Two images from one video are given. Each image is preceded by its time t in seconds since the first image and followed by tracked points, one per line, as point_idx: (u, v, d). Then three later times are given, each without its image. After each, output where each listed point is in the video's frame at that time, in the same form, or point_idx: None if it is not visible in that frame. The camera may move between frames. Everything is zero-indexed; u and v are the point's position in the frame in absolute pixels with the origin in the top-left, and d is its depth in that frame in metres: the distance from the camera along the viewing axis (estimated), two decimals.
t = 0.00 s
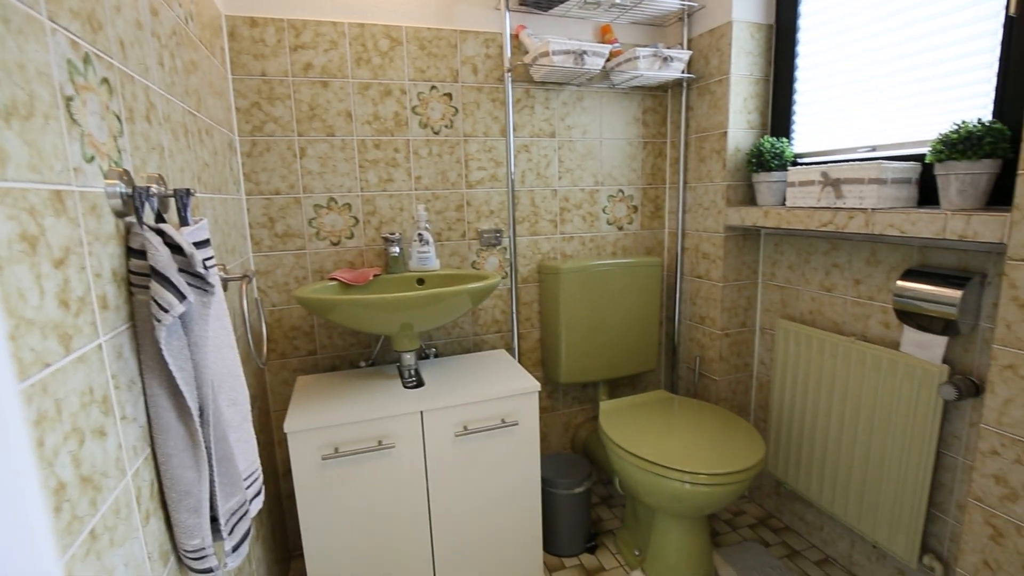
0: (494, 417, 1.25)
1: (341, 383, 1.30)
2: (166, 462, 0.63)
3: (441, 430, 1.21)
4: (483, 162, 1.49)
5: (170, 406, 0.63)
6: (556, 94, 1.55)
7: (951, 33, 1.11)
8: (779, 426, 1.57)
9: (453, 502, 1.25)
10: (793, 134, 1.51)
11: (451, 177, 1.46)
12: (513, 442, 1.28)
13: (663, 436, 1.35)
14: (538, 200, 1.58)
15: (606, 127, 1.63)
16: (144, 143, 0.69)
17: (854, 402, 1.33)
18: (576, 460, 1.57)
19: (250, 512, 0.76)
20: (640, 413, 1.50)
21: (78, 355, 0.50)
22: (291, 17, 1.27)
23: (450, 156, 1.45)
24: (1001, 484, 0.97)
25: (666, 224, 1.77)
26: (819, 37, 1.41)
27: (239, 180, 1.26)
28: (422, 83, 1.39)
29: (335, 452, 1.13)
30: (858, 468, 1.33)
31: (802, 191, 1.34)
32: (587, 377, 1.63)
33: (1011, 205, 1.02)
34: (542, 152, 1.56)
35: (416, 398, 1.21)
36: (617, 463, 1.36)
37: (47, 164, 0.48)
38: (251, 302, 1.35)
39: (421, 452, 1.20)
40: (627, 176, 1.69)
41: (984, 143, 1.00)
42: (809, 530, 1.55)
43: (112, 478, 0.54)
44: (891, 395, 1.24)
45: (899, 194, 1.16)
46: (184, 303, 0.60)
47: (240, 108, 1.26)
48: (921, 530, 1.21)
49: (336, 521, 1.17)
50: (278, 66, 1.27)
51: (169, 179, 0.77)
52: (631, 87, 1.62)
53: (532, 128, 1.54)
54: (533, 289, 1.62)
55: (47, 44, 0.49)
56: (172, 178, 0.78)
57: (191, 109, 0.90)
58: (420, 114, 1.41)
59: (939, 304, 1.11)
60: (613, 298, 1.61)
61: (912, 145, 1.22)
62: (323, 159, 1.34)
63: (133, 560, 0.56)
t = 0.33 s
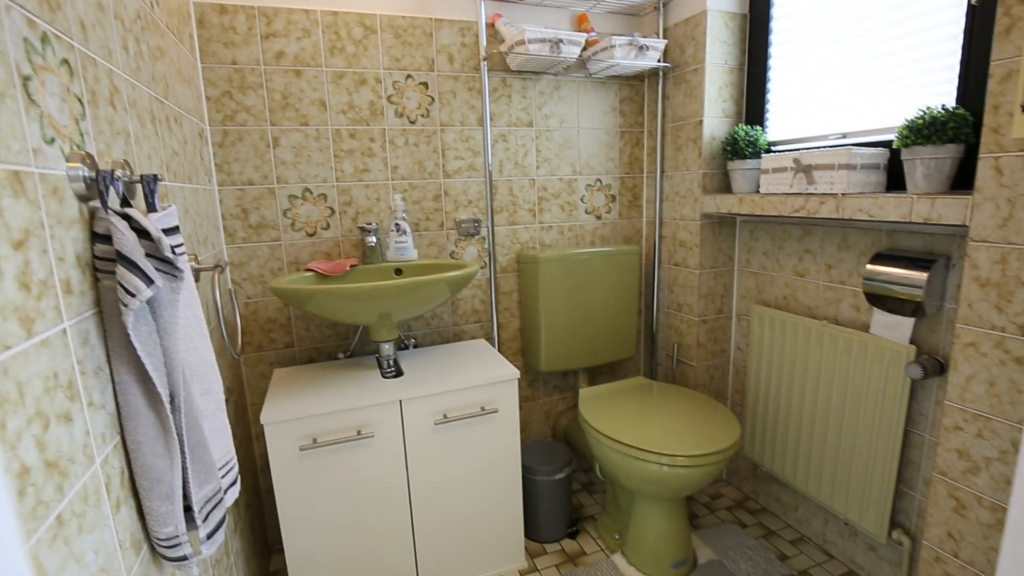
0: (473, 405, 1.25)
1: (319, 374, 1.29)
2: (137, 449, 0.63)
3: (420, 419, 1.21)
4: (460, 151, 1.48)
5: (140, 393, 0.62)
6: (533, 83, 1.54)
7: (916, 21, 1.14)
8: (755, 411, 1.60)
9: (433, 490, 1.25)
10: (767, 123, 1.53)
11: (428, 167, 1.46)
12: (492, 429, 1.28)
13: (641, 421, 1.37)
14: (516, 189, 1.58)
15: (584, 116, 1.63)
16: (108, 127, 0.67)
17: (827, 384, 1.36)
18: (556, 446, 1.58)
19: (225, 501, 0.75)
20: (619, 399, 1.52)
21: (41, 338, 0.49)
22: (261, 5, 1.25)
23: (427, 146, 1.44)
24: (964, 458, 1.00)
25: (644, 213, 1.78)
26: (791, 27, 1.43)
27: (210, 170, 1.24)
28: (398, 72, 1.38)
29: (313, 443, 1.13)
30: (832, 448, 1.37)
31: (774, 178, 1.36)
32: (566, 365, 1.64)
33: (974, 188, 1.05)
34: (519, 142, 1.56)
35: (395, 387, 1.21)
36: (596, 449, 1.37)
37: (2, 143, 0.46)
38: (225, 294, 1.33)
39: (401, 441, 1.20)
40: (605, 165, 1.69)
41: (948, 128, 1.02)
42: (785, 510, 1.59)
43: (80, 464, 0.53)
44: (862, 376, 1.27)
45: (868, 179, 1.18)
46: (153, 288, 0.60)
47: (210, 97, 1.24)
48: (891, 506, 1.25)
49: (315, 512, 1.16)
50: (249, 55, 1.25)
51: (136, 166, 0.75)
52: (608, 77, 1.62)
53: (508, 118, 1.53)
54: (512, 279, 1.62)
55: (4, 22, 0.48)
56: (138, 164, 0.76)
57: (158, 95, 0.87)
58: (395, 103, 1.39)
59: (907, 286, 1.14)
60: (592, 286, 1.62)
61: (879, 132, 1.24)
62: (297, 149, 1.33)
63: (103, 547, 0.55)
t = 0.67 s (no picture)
0: (459, 390, 1.26)
1: (303, 361, 1.29)
2: (115, 429, 0.63)
3: (405, 405, 1.21)
4: (443, 138, 1.48)
5: (117, 372, 0.62)
6: (517, 69, 1.54)
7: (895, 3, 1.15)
8: (739, 394, 1.62)
9: (420, 475, 1.26)
10: (749, 108, 1.54)
11: (411, 154, 1.45)
12: (478, 414, 1.29)
13: (626, 404, 1.38)
14: (501, 176, 1.58)
15: (568, 102, 1.63)
16: (79, 106, 0.67)
17: (808, 366, 1.38)
18: (543, 431, 1.59)
19: (206, 484, 0.75)
20: (605, 384, 1.53)
21: (13, 314, 0.49)
22: None
23: (410, 132, 1.44)
24: (939, 433, 1.02)
25: (629, 200, 1.79)
26: (773, 11, 1.44)
27: (188, 157, 1.23)
28: (379, 57, 1.37)
29: (297, 429, 1.12)
30: (813, 428, 1.39)
31: (756, 162, 1.37)
32: (552, 352, 1.65)
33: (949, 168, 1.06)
34: (503, 128, 1.56)
35: (379, 373, 1.21)
36: (582, 432, 1.38)
37: None
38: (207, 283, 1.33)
39: (386, 426, 1.20)
40: (589, 152, 1.69)
41: (924, 109, 1.04)
42: (769, 491, 1.61)
43: (56, 441, 0.53)
44: (842, 356, 1.29)
45: (848, 162, 1.19)
46: (127, 266, 0.59)
47: (187, 82, 1.23)
48: (870, 483, 1.27)
49: (301, 498, 1.17)
50: (227, 39, 1.24)
51: (109, 148, 0.74)
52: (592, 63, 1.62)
53: (492, 104, 1.53)
54: (497, 266, 1.63)
55: None
56: (112, 146, 0.75)
57: (132, 77, 0.86)
58: (377, 89, 1.39)
59: (885, 267, 1.16)
60: (577, 273, 1.62)
61: (859, 114, 1.26)
62: (277, 136, 1.32)
63: (81, 525, 0.55)
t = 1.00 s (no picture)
0: (450, 372, 1.26)
1: (295, 346, 1.29)
2: (100, 402, 0.63)
3: (397, 388, 1.21)
4: (433, 122, 1.48)
5: (101, 344, 0.62)
6: (507, 52, 1.53)
7: None
8: (732, 377, 1.63)
9: (413, 459, 1.26)
10: (740, 90, 1.53)
11: (401, 138, 1.45)
12: (469, 397, 1.29)
13: (619, 387, 1.38)
14: (492, 161, 1.58)
15: (559, 86, 1.62)
16: (58, 82, 0.66)
17: (801, 348, 1.38)
18: (535, 415, 1.60)
19: (193, 459, 0.76)
20: (598, 367, 1.53)
21: None
22: None
23: (399, 116, 1.43)
24: (928, 410, 1.03)
25: (622, 185, 1.79)
26: None
27: (175, 141, 1.23)
28: (367, 40, 1.37)
29: (288, 412, 1.13)
30: (806, 410, 1.39)
31: (746, 143, 1.36)
32: (546, 337, 1.65)
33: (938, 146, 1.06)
34: (494, 112, 1.55)
35: (370, 357, 1.21)
36: (575, 415, 1.39)
37: None
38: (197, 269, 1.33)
39: (378, 410, 1.20)
40: (581, 136, 1.69)
41: (912, 86, 1.03)
42: (763, 474, 1.62)
43: (40, 410, 0.54)
44: (834, 336, 1.29)
45: (838, 141, 1.19)
46: (109, 239, 0.59)
47: (172, 66, 1.23)
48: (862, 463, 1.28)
49: (294, 481, 1.17)
50: (212, 22, 1.24)
51: (91, 126, 0.74)
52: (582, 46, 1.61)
53: (482, 88, 1.52)
54: (489, 251, 1.63)
55: None
56: (94, 124, 0.75)
57: (114, 56, 0.86)
58: (366, 73, 1.38)
59: (876, 246, 1.16)
60: (570, 258, 1.62)
61: (849, 94, 1.26)
62: (265, 120, 1.32)
63: (67, 494, 0.56)
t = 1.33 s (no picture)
0: (448, 354, 1.26)
1: (293, 327, 1.30)
2: (93, 368, 0.63)
3: (394, 368, 1.21)
4: (430, 104, 1.48)
5: (94, 310, 0.63)
6: (503, 35, 1.53)
7: None
8: (733, 361, 1.62)
9: (410, 440, 1.26)
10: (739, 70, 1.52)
11: (398, 121, 1.45)
12: (466, 379, 1.29)
13: (618, 369, 1.38)
14: (489, 144, 1.58)
15: (557, 69, 1.62)
16: (48, 51, 0.67)
17: (800, 329, 1.38)
18: (534, 399, 1.60)
19: (187, 430, 0.76)
20: (597, 350, 1.53)
21: None
22: None
23: (395, 99, 1.43)
24: (926, 386, 1.02)
25: (621, 169, 1.78)
26: None
27: (170, 122, 1.23)
28: (362, 22, 1.37)
29: (285, 392, 1.13)
30: (805, 391, 1.39)
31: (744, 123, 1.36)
32: (545, 322, 1.65)
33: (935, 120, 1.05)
34: (491, 95, 1.55)
35: (367, 338, 1.21)
36: (573, 396, 1.39)
37: None
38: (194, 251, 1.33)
39: (374, 390, 1.20)
40: (578, 120, 1.68)
41: (909, 60, 1.03)
42: (763, 458, 1.62)
43: (31, 370, 0.54)
44: (833, 316, 1.29)
45: (836, 118, 1.18)
46: (99, 204, 0.60)
47: (167, 47, 1.23)
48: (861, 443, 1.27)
49: (292, 460, 1.18)
50: (206, 3, 1.24)
51: (82, 98, 0.74)
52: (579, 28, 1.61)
53: (479, 71, 1.52)
54: (487, 235, 1.63)
55: None
56: (85, 97, 0.75)
57: (105, 31, 0.86)
58: (362, 55, 1.38)
59: (873, 224, 1.15)
60: (568, 242, 1.61)
61: (847, 72, 1.25)
62: (260, 102, 1.32)
63: (60, 455, 0.56)
